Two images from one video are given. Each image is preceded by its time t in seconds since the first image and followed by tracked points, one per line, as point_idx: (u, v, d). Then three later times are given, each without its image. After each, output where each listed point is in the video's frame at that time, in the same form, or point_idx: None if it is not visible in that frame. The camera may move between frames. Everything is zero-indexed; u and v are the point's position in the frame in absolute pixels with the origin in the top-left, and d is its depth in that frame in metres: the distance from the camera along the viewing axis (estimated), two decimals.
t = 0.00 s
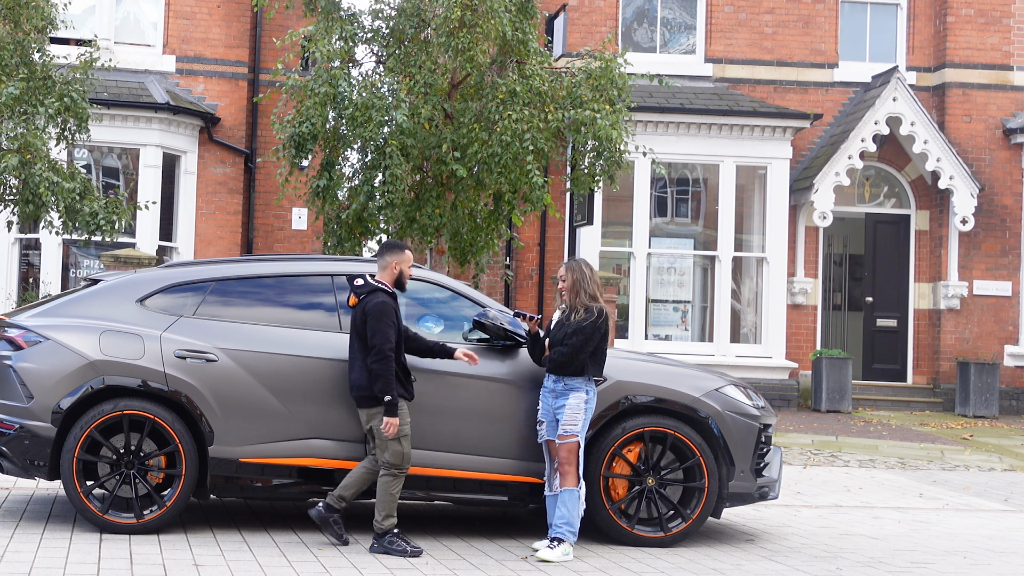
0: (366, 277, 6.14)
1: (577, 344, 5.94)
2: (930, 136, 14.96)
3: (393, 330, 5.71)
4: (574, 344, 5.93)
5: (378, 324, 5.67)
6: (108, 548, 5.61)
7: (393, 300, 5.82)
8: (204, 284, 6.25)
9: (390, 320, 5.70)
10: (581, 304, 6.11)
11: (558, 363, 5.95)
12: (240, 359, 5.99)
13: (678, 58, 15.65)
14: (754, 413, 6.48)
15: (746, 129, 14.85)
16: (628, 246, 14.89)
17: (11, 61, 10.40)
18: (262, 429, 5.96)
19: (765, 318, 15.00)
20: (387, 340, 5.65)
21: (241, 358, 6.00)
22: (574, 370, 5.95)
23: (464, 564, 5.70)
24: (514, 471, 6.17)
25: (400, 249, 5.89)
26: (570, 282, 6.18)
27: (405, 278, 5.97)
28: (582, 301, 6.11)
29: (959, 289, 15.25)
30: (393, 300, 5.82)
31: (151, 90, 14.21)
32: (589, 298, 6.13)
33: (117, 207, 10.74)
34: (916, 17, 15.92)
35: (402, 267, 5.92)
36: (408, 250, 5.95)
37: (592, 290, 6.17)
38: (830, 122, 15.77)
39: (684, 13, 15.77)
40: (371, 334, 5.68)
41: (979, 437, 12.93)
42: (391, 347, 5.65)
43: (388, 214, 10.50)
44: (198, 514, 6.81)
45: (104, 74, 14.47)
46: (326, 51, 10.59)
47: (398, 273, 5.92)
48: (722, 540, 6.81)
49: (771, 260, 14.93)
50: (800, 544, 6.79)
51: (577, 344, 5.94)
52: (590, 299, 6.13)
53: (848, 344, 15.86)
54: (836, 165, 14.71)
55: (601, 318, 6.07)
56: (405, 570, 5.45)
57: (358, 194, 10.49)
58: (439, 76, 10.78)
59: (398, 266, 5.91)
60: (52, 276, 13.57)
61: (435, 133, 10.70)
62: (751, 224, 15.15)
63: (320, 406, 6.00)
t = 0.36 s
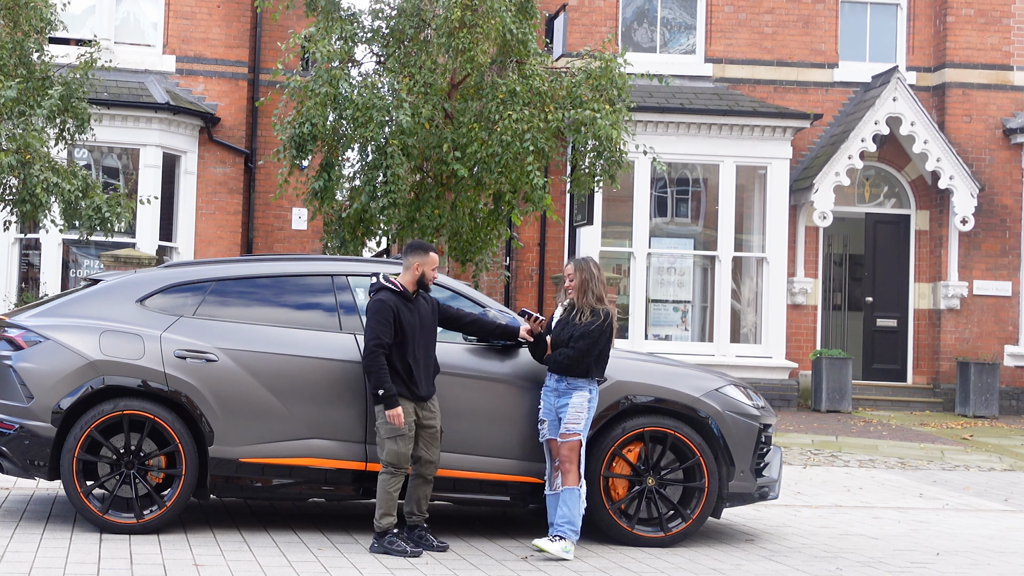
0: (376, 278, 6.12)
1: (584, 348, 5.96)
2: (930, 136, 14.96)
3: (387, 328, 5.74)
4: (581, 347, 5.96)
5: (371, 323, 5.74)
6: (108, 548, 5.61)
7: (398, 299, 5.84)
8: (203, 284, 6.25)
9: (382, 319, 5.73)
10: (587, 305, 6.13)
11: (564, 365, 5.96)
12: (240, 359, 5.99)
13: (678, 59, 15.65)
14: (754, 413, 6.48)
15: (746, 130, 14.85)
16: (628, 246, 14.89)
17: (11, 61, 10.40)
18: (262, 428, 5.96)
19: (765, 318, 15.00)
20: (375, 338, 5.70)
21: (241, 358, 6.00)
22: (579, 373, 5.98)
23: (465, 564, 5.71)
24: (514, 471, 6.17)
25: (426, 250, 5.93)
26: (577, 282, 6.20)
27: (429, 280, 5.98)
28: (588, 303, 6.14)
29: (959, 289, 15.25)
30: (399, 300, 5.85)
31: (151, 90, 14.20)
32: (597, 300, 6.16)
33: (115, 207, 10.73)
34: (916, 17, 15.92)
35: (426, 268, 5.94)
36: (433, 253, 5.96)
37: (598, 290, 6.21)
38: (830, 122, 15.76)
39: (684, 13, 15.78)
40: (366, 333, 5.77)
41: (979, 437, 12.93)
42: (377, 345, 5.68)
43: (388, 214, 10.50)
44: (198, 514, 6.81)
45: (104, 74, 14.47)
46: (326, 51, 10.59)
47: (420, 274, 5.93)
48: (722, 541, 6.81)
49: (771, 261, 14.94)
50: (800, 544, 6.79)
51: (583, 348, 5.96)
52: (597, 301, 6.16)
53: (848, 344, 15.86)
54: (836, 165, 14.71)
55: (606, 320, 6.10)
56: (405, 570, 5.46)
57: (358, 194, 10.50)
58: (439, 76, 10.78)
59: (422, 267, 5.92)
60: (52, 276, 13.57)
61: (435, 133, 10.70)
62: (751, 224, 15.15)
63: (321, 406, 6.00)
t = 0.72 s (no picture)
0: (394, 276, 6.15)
1: (596, 354, 6.01)
2: (930, 136, 14.96)
3: (397, 328, 5.79)
4: (593, 353, 6.00)
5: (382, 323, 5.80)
6: (108, 548, 5.61)
7: (413, 299, 5.89)
8: (203, 285, 6.24)
9: (392, 319, 5.78)
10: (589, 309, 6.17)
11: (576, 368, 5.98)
12: (240, 360, 5.99)
13: (678, 59, 15.65)
14: (754, 412, 6.48)
15: (746, 129, 14.85)
16: (628, 247, 14.89)
17: (10, 61, 10.38)
18: (262, 429, 5.96)
19: (765, 318, 15.00)
20: (384, 337, 5.76)
21: (241, 358, 6.00)
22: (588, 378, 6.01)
23: (465, 564, 5.70)
24: (515, 471, 6.16)
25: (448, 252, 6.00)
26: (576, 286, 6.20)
27: (446, 281, 6.01)
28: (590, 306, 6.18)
29: (959, 289, 15.25)
30: (414, 299, 5.90)
31: (152, 90, 14.20)
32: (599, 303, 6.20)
33: (116, 207, 10.74)
34: (916, 17, 15.92)
35: (443, 270, 5.97)
36: (453, 257, 6.02)
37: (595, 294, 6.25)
38: (830, 122, 15.76)
39: (684, 13, 15.78)
40: (377, 332, 5.85)
41: (979, 437, 12.93)
42: (384, 344, 5.75)
43: (388, 214, 10.50)
44: (198, 514, 6.81)
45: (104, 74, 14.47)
46: (326, 51, 10.59)
47: (438, 275, 5.97)
48: (721, 540, 6.81)
49: (771, 261, 14.94)
50: (800, 544, 6.79)
51: (595, 354, 6.01)
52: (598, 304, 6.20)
53: (849, 344, 15.86)
54: (836, 165, 14.71)
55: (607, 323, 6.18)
56: (405, 570, 5.45)
57: (358, 194, 10.50)
58: (439, 76, 10.78)
59: (439, 269, 5.96)
60: (52, 277, 13.56)
61: (435, 133, 10.70)
62: (751, 224, 15.15)
63: (321, 406, 6.00)
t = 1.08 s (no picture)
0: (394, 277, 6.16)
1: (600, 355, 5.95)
2: (930, 136, 14.96)
3: (392, 329, 5.80)
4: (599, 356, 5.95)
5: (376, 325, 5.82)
6: (108, 548, 5.61)
7: (404, 300, 5.90)
8: (203, 285, 6.24)
9: (386, 321, 5.80)
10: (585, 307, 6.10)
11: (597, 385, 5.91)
12: (240, 360, 5.99)
13: (678, 59, 15.65)
14: (754, 413, 6.48)
15: (746, 129, 14.85)
16: (628, 247, 14.89)
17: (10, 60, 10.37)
18: (262, 429, 5.96)
19: (765, 318, 15.00)
20: (380, 339, 5.77)
21: (241, 358, 6.00)
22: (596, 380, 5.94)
23: (465, 564, 5.70)
24: (514, 471, 6.16)
25: (440, 252, 5.95)
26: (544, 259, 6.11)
27: (438, 281, 5.99)
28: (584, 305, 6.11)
29: (959, 289, 15.25)
30: (405, 299, 5.91)
31: (152, 90, 14.20)
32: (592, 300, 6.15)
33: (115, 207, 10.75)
34: (916, 17, 15.92)
35: (433, 270, 5.96)
36: (444, 256, 5.98)
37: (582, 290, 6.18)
38: (830, 122, 15.76)
39: (684, 13, 15.78)
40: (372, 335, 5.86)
41: (980, 437, 12.93)
42: (383, 346, 5.75)
43: (387, 214, 10.50)
44: (198, 514, 6.81)
45: (104, 74, 14.47)
46: (325, 51, 10.59)
47: (428, 274, 5.97)
48: (721, 540, 6.80)
49: (771, 261, 14.93)
50: (800, 544, 6.79)
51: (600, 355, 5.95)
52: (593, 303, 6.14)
53: (849, 344, 15.86)
54: (836, 165, 14.71)
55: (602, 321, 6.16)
56: (405, 570, 5.45)
57: (358, 195, 10.50)
58: (439, 76, 10.77)
59: (429, 268, 5.95)
60: (52, 277, 13.56)
61: (435, 133, 10.70)
62: (751, 224, 15.15)
63: (321, 406, 6.00)
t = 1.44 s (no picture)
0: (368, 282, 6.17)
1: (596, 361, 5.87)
2: (930, 136, 14.96)
3: (367, 333, 5.81)
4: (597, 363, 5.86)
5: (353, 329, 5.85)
6: (108, 548, 5.61)
7: (379, 302, 5.91)
8: (203, 285, 6.25)
9: (361, 324, 5.82)
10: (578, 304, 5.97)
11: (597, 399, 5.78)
12: (240, 360, 5.99)
13: (678, 59, 15.65)
14: (754, 413, 6.48)
15: (747, 129, 14.85)
16: (628, 246, 14.89)
17: (9, 60, 10.36)
18: (262, 428, 5.96)
19: (765, 318, 15.00)
20: (356, 344, 5.79)
21: (241, 358, 6.00)
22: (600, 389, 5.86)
23: (465, 564, 5.70)
24: (514, 471, 6.15)
25: (414, 252, 5.94)
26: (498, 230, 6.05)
27: (414, 281, 5.95)
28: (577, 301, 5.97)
29: (959, 289, 15.25)
30: (381, 302, 5.92)
31: (152, 90, 14.20)
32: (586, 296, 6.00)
33: (115, 206, 10.75)
34: (916, 16, 15.92)
35: (407, 270, 5.94)
36: (417, 255, 5.96)
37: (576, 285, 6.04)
38: (830, 122, 15.76)
39: (684, 13, 15.78)
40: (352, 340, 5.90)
41: (980, 437, 12.93)
42: (357, 351, 5.78)
43: (387, 214, 10.51)
44: (198, 514, 6.81)
45: (104, 74, 14.48)
46: (326, 51, 10.59)
47: (403, 275, 5.95)
48: (721, 540, 6.81)
49: (771, 261, 14.93)
50: (799, 544, 6.79)
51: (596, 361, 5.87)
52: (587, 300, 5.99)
53: (849, 344, 15.86)
54: (836, 165, 14.71)
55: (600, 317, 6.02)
56: (405, 571, 5.45)
57: (358, 194, 10.51)
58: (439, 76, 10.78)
59: (403, 268, 5.93)
60: (52, 277, 13.56)
61: (435, 133, 10.71)
62: (751, 224, 15.15)
63: (321, 406, 6.00)
